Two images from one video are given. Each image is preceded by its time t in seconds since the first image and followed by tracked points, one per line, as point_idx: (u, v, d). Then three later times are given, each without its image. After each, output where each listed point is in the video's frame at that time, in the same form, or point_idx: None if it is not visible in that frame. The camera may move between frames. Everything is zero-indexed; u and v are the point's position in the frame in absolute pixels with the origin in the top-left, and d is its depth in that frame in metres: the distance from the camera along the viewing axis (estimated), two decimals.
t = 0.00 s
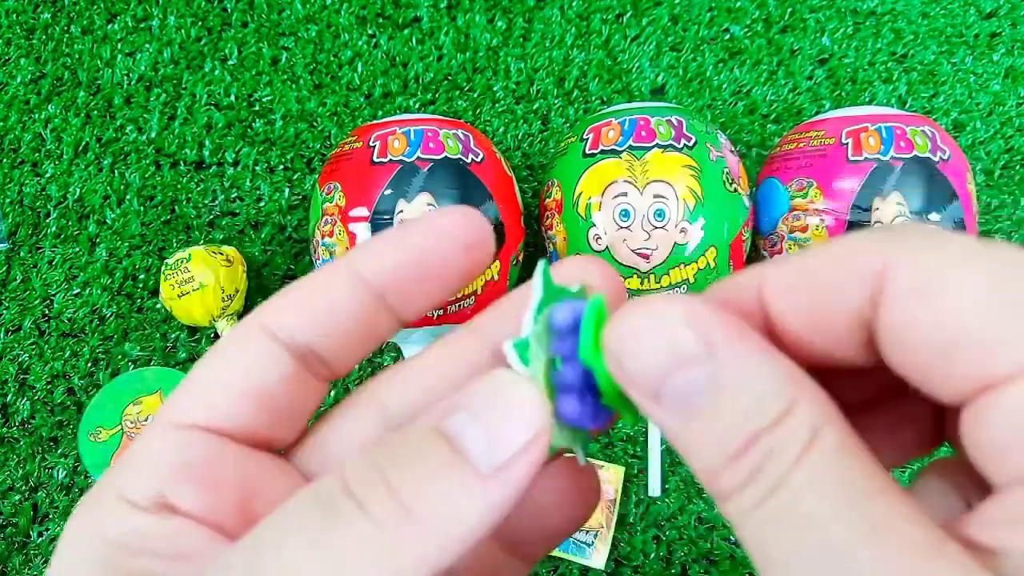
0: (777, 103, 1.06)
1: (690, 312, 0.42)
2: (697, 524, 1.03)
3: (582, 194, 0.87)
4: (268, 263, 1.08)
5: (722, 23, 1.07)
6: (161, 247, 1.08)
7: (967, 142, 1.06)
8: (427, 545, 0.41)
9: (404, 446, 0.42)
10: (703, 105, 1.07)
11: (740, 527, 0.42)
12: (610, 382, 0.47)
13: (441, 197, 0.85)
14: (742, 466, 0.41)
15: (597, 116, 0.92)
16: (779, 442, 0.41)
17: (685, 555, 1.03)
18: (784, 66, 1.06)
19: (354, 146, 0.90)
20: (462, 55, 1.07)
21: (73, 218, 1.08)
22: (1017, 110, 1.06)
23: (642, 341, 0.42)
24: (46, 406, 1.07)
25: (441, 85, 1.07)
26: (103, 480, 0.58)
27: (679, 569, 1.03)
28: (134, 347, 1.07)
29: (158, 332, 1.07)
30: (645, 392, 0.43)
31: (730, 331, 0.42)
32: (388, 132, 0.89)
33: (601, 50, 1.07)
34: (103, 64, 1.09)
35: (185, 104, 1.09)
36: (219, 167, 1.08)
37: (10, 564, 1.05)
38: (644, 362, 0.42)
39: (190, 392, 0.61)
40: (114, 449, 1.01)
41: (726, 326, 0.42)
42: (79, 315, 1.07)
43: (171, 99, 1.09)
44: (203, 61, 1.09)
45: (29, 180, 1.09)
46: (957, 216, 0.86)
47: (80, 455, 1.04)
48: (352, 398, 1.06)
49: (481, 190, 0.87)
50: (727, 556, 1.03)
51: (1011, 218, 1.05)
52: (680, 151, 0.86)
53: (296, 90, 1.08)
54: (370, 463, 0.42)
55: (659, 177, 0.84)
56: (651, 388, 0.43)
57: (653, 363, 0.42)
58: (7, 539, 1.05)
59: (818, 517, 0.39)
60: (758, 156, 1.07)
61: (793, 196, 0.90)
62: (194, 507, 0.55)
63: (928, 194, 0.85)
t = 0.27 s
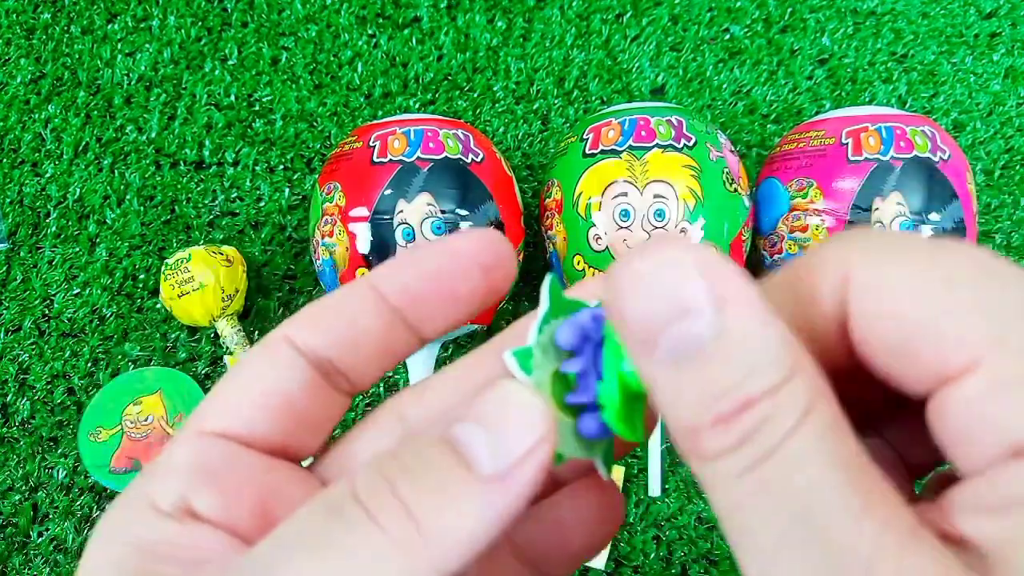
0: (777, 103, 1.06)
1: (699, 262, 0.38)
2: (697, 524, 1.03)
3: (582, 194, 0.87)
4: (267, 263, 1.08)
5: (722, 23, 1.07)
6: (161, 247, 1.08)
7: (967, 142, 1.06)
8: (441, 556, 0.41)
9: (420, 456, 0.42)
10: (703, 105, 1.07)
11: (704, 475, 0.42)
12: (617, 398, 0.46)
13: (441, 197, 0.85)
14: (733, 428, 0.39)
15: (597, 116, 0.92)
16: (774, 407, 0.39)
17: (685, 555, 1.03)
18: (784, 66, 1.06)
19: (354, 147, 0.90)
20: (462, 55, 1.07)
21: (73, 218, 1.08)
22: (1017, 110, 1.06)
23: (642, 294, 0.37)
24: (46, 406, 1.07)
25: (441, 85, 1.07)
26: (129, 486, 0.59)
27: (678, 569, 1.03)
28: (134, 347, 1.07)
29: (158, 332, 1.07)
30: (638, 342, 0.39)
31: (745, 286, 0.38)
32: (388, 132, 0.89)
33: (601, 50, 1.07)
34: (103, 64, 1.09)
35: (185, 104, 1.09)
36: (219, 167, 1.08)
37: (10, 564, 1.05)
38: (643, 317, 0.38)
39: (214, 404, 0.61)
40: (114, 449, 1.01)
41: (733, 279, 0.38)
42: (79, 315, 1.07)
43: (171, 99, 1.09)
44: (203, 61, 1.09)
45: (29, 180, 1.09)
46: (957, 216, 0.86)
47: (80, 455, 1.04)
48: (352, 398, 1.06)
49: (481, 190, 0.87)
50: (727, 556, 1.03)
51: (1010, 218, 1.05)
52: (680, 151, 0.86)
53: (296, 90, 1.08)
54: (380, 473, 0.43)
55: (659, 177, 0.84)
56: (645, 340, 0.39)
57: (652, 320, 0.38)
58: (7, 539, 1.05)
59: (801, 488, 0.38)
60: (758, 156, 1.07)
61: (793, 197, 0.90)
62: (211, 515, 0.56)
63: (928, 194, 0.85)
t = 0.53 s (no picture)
0: (777, 103, 1.06)
1: (721, 276, 0.37)
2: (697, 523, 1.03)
3: (582, 194, 0.87)
4: (267, 263, 1.08)
5: (721, 23, 1.07)
6: (161, 247, 1.08)
7: (967, 142, 1.06)
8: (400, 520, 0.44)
9: (391, 436, 0.46)
10: (703, 105, 1.07)
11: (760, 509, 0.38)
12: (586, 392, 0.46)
13: (441, 197, 0.85)
14: (778, 444, 0.37)
15: (598, 117, 0.92)
16: (820, 416, 0.36)
17: (685, 555, 1.03)
18: (784, 66, 1.06)
19: (354, 146, 0.90)
20: (462, 55, 1.07)
21: (73, 218, 1.08)
22: (1017, 110, 1.06)
23: (679, 301, 0.36)
24: (46, 406, 1.07)
25: (441, 85, 1.07)
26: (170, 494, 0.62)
27: (679, 569, 1.03)
28: (134, 347, 1.07)
29: (158, 332, 1.07)
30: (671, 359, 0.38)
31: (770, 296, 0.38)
32: (388, 132, 0.89)
33: (601, 50, 1.07)
34: (103, 64, 1.09)
35: (185, 104, 1.09)
36: (219, 167, 1.08)
37: (10, 564, 1.05)
38: (669, 335, 0.37)
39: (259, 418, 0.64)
40: (114, 448, 1.03)
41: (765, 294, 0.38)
42: (79, 315, 1.07)
43: (171, 99, 1.09)
44: (203, 61, 1.09)
45: (29, 180, 1.09)
46: (958, 216, 0.86)
47: (80, 455, 1.04)
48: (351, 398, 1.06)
49: (481, 190, 0.87)
50: (727, 556, 1.03)
51: (1010, 218, 1.05)
52: (680, 151, 0.86)
53: (296, 90, 1.08)
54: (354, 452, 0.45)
55: (659, 177, 0.84)
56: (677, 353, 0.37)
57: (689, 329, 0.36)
58: (7, 539, 1.05)
59: (856, 517, 0.35)
60: (758, 156, 1.06)
61: (793, 197, 0.90)
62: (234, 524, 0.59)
63: (928, 194, 0.85)
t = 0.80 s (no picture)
0: (777, 103, 1.06)
1: (671, 311, 0.42)
2: (697, 523, 1.03)
3: (582, 194, 0.87)
4: (267, 263, 1.08)
5: (721, 23, 1.07)
6: (161, 247, 1.08)
7: (967, 142, 1.06)
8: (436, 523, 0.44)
9: (418, 437, 0.46)
10: (703, 105, 1.07)
11: (713, 521, 0.41)
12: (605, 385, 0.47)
13: (441, 197, 0.85)
14: (721, 459, 0.39)
15: (598, 117, 0.92)
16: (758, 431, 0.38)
17: (685, 555, 1.03)
18: (784, 66, 1.06)
19: (354, 146, 0.90)
20: (462, 55, 1.07)
21: (73, 218, 1.08)
22: (1017, 110, 1.06)
23: (644, 330, 0.41)
24: (46, 406, 1.07)
25: (441, 85, 1.07)
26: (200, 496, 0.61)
27: (679, 569, 1.03)
28: (134, 347, 1.07)
29: (158, 332, 1.07)
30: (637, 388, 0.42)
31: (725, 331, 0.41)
32: (388, 132, 0.89)
33: (601, 50, 1.07)
34: (103, 64, 1.09)
35: (185, 104, 1.09)
36: (219, 167, 1.08)
37: (10, 564, 1.05)
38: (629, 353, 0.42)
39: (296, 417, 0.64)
40: (114, 448, 1.03)
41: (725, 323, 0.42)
42: (79, 315, 1.07)
43: (171, 99, 1.09)
44: (203, 61, 1.09)
45: (29, 180, 1.09)
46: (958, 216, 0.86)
47: (80, 455, 1.04)
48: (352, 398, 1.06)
49: (481, 190, 0.87)
50: (727, 556, 1.03)
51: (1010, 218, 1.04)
52: (680, 151, 0.86)
53: (296, 90, 1.08)
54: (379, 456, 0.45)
55: (659, 176, 0.84)
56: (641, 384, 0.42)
57: (648, 351, 0.41)
58: (7, 538, 1.05)
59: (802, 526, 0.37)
60: (758, 156, 1.06)
61: (793, 197, 0.90)
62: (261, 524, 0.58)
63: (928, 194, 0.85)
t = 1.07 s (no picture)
0: (777, 104, 1.06)
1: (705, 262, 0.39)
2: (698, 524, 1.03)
3: (582, 194, 0.87)
4: (267, 263, 1.07)
5: (721, 24, 1.07)
6: (161, 247, 1.08)
7: (967, 142, 1.06)
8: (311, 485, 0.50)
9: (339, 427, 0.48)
10: (703, 105, 1.07)
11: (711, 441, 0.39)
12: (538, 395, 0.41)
13: (441, 197, 0.85)
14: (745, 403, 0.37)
15: (597, 117, 0.92)
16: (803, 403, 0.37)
17: (686, 555, 1.02)
18: (784, 66, 1.06)
19: (354, 147, 0.90)
20: (462, 55, 1.07)
21: (73, 218, 1.08)
22: (1017, 110, 1.06)
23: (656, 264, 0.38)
24: (46, 406, 1.07)
25: (441, 86, 1.07)
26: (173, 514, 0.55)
27: (679, 569, 1.03)
28: (134, 347, 1.07)
29: (158, 332, 1.07)
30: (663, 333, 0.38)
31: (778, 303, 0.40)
32: (388, 132, 0.89)
33: (601, 50, 1.07)
34: (103, 64, 1.09)
35: (185, 104, 1.09)
36: (219, 167, 1.08)
37: (10, 565, 1.04)
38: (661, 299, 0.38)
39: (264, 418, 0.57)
40: (115, 448, 1.03)
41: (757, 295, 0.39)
42: (79, 315, 1.07)
43: (171, 99, 1.09)
44: (203, 61, 1.09)
45: (30, 180, 1.09)
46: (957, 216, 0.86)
47: (80, 455, 1.04)
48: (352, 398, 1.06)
49: (481, 190, 0.87)
50: (728, 556, 1.03)
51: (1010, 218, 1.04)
52: (680, 151, 0.86)
53: (296, 90, 1.08)
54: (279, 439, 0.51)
55: (659, 176, 0.84)
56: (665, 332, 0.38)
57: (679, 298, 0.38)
58: (7, 539, 1.05)
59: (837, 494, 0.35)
60: (758, 156, 1.06)
61: (793, 197, 0.90)
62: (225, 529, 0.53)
63: (928, 194, 0.85)
